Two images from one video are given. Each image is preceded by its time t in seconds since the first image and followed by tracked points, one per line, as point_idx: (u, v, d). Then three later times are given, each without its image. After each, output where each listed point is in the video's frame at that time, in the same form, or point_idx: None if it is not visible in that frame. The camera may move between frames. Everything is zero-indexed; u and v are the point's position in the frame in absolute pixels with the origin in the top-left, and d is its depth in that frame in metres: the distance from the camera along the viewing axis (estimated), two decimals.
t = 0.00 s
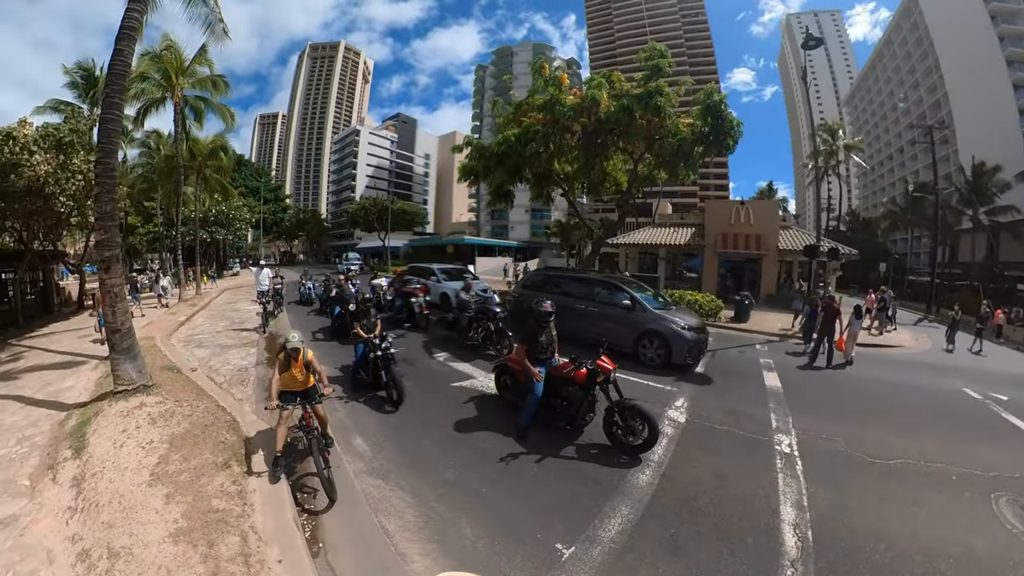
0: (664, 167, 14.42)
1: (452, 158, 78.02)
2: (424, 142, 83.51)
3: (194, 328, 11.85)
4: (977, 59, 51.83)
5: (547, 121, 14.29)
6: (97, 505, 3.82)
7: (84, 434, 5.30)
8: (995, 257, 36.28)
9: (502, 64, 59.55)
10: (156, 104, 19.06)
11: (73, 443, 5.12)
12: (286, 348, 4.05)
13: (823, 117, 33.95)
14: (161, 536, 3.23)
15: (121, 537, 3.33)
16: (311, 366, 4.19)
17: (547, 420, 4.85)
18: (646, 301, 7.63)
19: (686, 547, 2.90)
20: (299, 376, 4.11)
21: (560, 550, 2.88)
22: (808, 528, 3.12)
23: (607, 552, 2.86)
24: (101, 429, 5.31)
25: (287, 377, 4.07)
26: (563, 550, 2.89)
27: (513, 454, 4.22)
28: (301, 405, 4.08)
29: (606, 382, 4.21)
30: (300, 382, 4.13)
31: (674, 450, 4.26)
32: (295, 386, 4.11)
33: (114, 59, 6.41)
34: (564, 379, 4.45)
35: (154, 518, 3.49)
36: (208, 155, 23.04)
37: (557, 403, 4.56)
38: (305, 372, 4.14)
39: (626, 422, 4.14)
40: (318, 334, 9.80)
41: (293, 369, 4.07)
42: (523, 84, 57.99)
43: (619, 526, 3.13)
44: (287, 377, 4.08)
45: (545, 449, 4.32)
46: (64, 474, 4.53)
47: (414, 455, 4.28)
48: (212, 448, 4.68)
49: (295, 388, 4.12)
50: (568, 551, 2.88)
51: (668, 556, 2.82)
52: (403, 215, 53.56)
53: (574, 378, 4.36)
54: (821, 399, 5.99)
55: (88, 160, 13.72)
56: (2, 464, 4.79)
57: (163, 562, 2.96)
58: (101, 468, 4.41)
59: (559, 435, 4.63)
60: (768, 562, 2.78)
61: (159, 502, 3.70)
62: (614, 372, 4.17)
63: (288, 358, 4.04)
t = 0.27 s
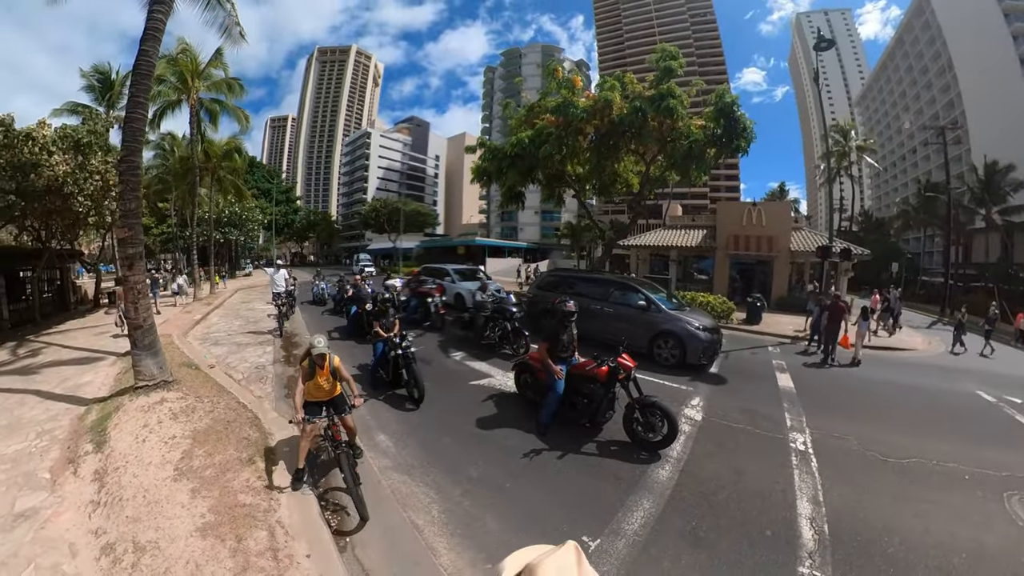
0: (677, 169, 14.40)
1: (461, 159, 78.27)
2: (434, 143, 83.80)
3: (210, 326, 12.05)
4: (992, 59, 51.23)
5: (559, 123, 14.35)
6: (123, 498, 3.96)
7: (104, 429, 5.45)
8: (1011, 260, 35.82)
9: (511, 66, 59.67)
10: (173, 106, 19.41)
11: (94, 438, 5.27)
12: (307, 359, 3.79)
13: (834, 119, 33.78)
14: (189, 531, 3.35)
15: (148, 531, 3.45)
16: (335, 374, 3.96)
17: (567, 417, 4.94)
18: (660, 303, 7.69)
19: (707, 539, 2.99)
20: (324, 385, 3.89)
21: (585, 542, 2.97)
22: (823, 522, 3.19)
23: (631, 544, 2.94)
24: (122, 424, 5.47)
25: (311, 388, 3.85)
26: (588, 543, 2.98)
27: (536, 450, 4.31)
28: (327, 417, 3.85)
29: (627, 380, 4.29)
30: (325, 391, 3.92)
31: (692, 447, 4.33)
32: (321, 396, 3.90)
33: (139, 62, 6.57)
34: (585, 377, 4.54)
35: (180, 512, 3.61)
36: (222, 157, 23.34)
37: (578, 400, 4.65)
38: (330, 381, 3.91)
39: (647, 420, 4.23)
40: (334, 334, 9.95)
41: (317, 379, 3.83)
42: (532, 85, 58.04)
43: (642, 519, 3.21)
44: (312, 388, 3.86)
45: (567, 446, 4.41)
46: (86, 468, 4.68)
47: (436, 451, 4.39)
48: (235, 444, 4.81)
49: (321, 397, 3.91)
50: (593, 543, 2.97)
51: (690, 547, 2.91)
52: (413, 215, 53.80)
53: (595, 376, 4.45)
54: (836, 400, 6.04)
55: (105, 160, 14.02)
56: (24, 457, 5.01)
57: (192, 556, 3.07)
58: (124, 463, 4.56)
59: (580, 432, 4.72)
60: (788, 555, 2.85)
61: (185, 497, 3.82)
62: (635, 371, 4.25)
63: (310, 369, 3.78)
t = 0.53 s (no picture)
0: (686, 171, 14.33)
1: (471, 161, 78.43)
2: (443, 145, 84.06)
3: (222, 325, 12.19)
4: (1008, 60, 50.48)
5: (568, 124, 14.34)
6: (136, 490, 4.03)
7: (119, 423, 5.54)
8: None
9: (520, 67, 59.72)
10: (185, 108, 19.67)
11: (107, 431, 5.34)
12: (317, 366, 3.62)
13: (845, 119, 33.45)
14: (200, 523, 3.40)
15: (159, 522, 3.51)
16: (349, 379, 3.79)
17: (575, 417, 4.94)
18: (670, 304, 7.68)
19: (714, 540, 2.99)
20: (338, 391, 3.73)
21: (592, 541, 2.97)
22: (832, 525, 3.18)
23: (638, 545, 2.94)
24: (136, 418, 5.55)
25: (325, 396, 3.69)
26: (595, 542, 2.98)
27: (545, 449, 4.32)
28: (341, 427, 3.61)
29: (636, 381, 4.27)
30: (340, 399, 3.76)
31: (701, 448, 4.32)
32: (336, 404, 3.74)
33: (156, 65, 6.67)
34: (595, 378, 4.54)
35: (192, 505, 3.67)
36: (234, 158, 23.60)
37: (587, 401, 4.65)
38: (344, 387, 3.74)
39: (656, 421, 4.21)
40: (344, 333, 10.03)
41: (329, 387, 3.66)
42: (541, 87, 58.05)
43: (649, 520, 3.21)
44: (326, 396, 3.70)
45: (574, 446, 4.42)
46: (99, 460, 4.77)
47: (445, 449, 4.41)
48: (247, 439, 4.87)
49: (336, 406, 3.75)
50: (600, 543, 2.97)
51: (697, 549, 2.90)
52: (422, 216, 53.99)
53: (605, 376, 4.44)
54: (846, 403, 6.00)
55: (120, 162, 14.24)
56: (39, 448, 5.16)
57: (202, 548, 3.11)
58: (138, 455, 4.63)
59: (588, 432, 4.72)
60: (797, 557, 2.84)
61: (195, 490, 3.88)
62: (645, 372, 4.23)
63: (320, 375, 3.61)
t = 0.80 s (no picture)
0: (694, 172, 14.23)
1: (479, 162, 78.49)
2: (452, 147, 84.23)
3: (230, 324, 12.29)
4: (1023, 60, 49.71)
5: (575, 125, 14.30)
6: (140, 483, 4.06)
7: (127, 417, 5.60)
8: None
9: (527, 69, 59.69)
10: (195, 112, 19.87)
11: (116, 427, 5.39)
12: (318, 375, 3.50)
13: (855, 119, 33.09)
14: (200, 515, 3.43)
15: (161, 514, 3.54)
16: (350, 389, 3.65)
17: (576, 420, 4.91)
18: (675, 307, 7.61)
19: (712, 547, 2.94)
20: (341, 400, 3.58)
21: (589, 546, 2.94)
22: (835, 535, 3.12)
23: (634, 550, 2.91)
24: (144, 413, 5.59)
25: (328, 406, 3.54)
26: (591, 546, 2.95)
27: (543, 452, 4.29)
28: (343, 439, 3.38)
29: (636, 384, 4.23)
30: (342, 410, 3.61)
31: (702, 454, 4.27)
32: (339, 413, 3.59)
33: (165, 69, 6.73)
34: (596, 380, 4.50)
35: (193, 497, 3.70)
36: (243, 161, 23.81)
37: (587, 404, 4.61)
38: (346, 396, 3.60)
39: (656, 425, 4.17)
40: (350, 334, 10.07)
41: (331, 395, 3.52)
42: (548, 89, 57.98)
43: (647, 525, 3.17)
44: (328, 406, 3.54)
45: (574, 448, 4.38)
46: (106, 454, 4.82)
47: (446, 449, 4.40)
48: (251, 434, 4.89)
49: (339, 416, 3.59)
50: (596, 548, 2.94)
51: (696, 556, 2.86)
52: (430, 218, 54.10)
53: (606, 379, 4.41)
54: (855, 408, 5.90)
55: (132, 164, 14.42)
56: (49, 443, 5.24)
57: (201, 539, 3.14)
58: (144, 449, 4.66)
59: (589, 434, 4.68)
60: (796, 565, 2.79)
61: (198, 483, 3.90)
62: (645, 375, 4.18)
63: (322, 382, 3.49)
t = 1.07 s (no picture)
0: (702, 173, 14.15)
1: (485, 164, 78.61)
2: (459, 148, 84.58)
3: (238, 324, 12.35)
4: None
5: (581, 126, 14.27)
6: (146, 478, 4.09)
7: (135, 414, 5.64)
8: None
9: (533, 71, 59.72)
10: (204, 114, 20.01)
11: (125, 424, 5.42)
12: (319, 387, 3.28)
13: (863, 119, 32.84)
14: (205, 511, 3.46)
15: (166, 509, 3.58)
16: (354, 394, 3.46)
17: (581, 422, 4.89)
18: (682, 309, 7.57)
19: (717, 552, 2.92)
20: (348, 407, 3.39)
21: (592, 548, 2.93)
22: (843, 540, 3.08)
23: (637, 553, 2.89)
24: (152, 410, 5.63)
25: (335, 416, 3.35)
26: (594, 549, 2.93)
27: (547, 453, 4.27)
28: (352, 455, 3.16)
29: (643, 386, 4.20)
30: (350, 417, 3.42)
31: (709, 457, 4.24)
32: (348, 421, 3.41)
33: (175, 72, 6.80)
34: (603, 382, 4.47)
35: (199, 493, 3.72)
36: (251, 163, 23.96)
37: (592, 406, 4.58)
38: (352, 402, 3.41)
39: (661, 427, 4.15)
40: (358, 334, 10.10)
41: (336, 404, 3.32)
42: (554, 91, 57.93)
43: (650, 528, 3.16)
44: (336, 416, 3.35)
45: (579, 450, 4.36)
46: (115, 450, 4.88)
47: (450, 449, 4.40)
48: (256, 433, 4.92)
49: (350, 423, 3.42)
50: (600, 550, 2.92)
51: (701, 560, 2.83)
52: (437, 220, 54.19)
53: (612, 380, 4.38)
54: (864, 412, 5.84)
55: (142, 165, 14.55)
56: (59, 439, 5.31)
57: (206, 535, 3.17)
58: (152, 445, 4.70)
59: (593, 436, 4.66)
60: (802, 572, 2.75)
61: (204, 479, 3.94)
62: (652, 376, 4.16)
63: (326, 393, 3.27)
